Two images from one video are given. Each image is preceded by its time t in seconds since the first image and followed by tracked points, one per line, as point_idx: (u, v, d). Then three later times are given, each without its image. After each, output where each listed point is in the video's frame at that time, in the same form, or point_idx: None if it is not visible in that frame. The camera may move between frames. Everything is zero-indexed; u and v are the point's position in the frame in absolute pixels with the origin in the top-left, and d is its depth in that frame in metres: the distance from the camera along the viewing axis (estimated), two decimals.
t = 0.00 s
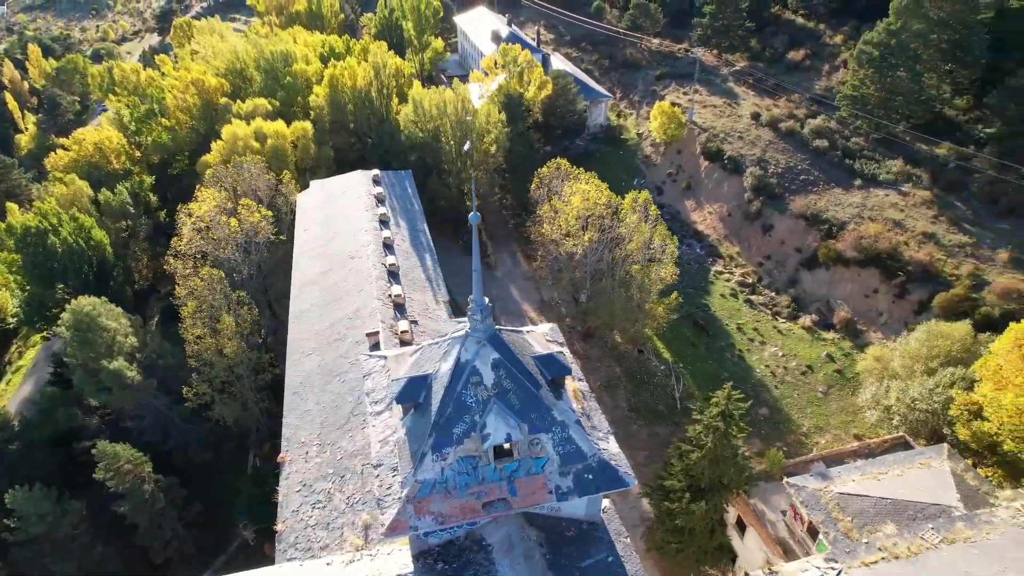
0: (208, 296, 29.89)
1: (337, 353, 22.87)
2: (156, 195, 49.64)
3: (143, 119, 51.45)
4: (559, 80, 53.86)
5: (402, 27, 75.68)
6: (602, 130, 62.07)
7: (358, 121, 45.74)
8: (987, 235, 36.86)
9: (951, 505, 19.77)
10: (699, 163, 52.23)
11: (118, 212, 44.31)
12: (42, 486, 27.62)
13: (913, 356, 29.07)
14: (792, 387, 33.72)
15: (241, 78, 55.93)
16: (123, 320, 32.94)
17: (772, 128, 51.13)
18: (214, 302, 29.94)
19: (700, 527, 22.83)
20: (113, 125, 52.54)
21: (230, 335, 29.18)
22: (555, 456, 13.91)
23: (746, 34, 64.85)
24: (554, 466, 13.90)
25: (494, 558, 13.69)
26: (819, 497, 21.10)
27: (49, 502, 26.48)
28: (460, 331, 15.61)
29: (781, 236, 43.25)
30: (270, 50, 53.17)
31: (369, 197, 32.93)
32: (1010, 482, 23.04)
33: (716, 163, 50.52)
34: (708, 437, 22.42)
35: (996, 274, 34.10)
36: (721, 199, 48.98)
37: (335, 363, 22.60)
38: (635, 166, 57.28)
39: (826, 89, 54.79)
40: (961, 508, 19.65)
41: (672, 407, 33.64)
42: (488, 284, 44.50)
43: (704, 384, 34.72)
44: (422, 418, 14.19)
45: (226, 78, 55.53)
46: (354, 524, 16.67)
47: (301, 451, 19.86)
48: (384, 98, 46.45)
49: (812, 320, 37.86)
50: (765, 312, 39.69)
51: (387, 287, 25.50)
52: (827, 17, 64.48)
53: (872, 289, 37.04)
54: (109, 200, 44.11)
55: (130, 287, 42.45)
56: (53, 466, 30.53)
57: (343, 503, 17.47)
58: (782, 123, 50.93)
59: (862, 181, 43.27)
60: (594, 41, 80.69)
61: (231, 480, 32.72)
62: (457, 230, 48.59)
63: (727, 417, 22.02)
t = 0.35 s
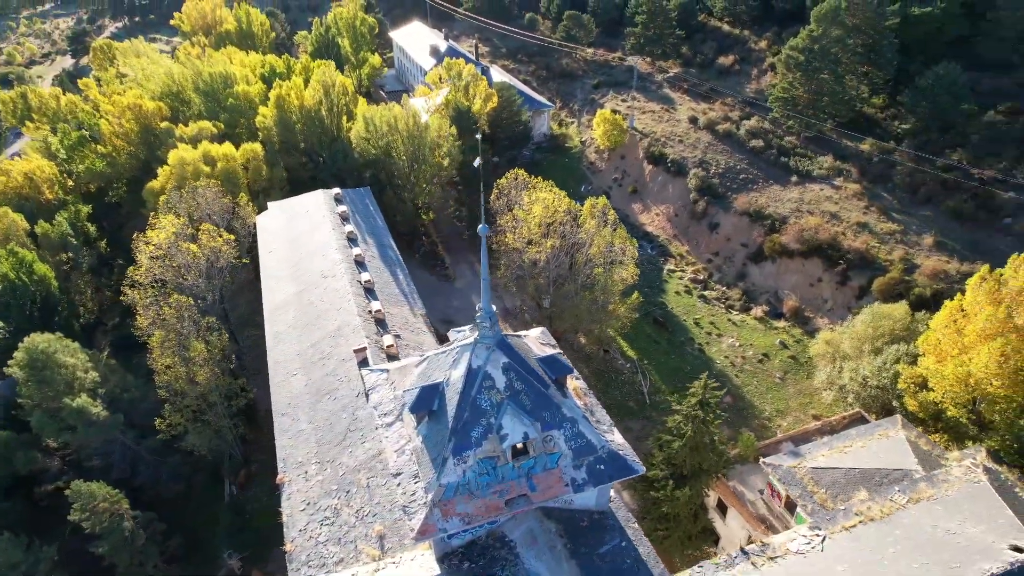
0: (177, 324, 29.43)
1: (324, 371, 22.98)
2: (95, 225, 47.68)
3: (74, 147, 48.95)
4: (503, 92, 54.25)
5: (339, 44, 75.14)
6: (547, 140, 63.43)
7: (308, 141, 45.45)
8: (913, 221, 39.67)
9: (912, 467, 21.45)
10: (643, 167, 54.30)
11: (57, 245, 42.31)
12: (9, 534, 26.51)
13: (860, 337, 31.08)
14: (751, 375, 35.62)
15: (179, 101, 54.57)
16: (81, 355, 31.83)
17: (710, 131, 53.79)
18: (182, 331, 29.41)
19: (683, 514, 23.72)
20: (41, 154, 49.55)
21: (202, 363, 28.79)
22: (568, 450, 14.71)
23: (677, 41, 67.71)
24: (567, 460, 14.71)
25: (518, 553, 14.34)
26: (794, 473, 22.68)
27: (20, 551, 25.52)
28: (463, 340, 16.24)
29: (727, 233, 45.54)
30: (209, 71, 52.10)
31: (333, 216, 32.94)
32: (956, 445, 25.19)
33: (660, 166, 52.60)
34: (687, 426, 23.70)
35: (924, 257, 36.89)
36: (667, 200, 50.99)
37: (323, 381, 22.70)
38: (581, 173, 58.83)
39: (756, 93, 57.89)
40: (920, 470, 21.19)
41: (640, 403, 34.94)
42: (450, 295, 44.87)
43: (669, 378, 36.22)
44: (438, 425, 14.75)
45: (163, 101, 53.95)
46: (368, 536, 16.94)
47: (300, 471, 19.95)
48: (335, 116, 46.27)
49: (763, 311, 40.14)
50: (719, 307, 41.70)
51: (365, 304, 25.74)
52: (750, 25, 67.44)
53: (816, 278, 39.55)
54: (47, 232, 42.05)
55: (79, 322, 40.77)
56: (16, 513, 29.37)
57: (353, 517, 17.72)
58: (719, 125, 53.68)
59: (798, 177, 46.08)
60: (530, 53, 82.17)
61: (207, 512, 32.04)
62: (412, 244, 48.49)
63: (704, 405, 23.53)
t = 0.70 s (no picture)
0: (149, 355, 28.98)
1: (313, 391, 23.13)
2: (32, 259, 45.25)
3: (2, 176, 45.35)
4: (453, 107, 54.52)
5: (278, 65, 74.24)
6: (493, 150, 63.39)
7: (261, 164, 44.90)
8: (848, 216, 42.54)
9: (875, 441, 23.27)
10: (591, 176, 56.08)
11: None
12: None
13: (813, 326, 33.24)
14: (712, 368, 37.48)
15: (117, 127, 52.88)
16: (41, 393, 30.64)
17: (653, 138, 56.12)
18: (154, 362, 28.92)
19: (660, 502, 24.05)
20: None
21: (176, 393, 28.29)
22: (578, 445, 15.55)
23: (614, 53, 70.36)
24: (577, 454, 15.55)
25: (540, 546, 15.09)
26: (769, 456, 24.16)
27: None
28: (467, 348, 16.94)
29: (677, 235, 47.65)
30: (148, 95, 50.55)
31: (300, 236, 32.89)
32: (907, 418, 27.13)
33: (608, 174, 54.38)
34: (668, 420, 25.02)
35: (862, 248, 39.60)
36: (617, 207, 52.75)
37: (313, 401, 22.87)
38: (531, 184, 60.06)
39: (693, 101, 60.64)
40: (882, 443, 23.09)
41: (612, 402, 36.04)
42: (413, 310, 45.02)
43: (636, 377, 37.61)
44: (453, 431, 15.39)
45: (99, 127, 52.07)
46: (382, 546, 17.30)
47: (301, 490, 20.10)
48: (289, 136, 45.85)
49: (718, 308, 42.22)
50: (675, 306, 43.53)
51: (346, 321, 25.91)
52: (682, 36, 70.88)
53: (765, 274, 41.99)
54: None
55: (26, 360, 38.06)
56: None
57: (364, 529, 18.05)
58: (661, 133, 56.09)
59: (739, 179, 48.66)
60: (470, 67, 82.88)
61: (183, 545, 31.11)
62: (370, 261, 48.59)
63: (682, 398, 24.95)
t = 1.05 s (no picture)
0: (125, 386, 28.31)
1: (307, 411, 23.40)
2: None
3: None
4: (406, 125, 54.53)
5: (220, 87, 72.92)
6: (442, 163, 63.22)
7: (217, 188, 44.25)
8: (791, 216, 45.28)
9: (839, 422, 25.11)
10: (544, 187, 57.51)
11: None
12: None
13: (770, 321, 35.36)
14: (677, 366, 39.30)
15: (55, 155, 50.48)
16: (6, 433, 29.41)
17: (602, 149, 58.12)
18: (130, 392, 28.40)
19: (648, 496, 25.45)
20: None
21: (156, 423, 27.82)
22: (586, 441, 16.55)
23: (556, 68, 71.94)
24: (585, 450, 16.55)
25: (558, 538, 15.94)
26: (745, 444, 25.85)
27: None
28: (472, 357, 17.75)
29: (632, 241, 49.50)
30: (90, 122, 48.64)
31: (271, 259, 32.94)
32: (863, 400, 29.40)
33: (560, 185, 55.95)
34: (648, 416, 26.40)
35: (807, 245, 42.27)
36: (572, 216, 54.24)
37: (308, 420, 23.13)
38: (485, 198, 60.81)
39: (636, 112, 63.02)
40: (846, 423, 24.95)
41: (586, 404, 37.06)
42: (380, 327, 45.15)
43: (605, 379, 38.91)
44: (469, 436, 16.18)
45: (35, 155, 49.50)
46: (398, 554, 17.81)
47: (307, 508, 20.38)
48: (246, 158, 45.35)
49: (677, 308, 44.21)
50: (637, 309, 45.25)
51: (331, 340, 26.19)
52: (621, 49, 73.45)
53: (719, 274, 44.24)
54: None
55: None
56: None
57: (377, 540, 18.52)
58: (609, 143, 58.13)
59: (688, 185, 51.04)
60: (414, 84, 83.03)
61: None
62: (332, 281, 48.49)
63: (662, 393, 26.33)
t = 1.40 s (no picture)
0: (105, 419, 27.79)
1: (303, 430, 23.69)
2: None
3: None
4: (361, 145, 54.72)
5: (163, 112, 72.10)
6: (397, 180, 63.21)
7: (175, 214, 43.53)
8: (740, 220, 47.92)
9: (806, 409, 26.90)
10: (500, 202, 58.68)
11: None
12: None
13: (730, 319, 37.40)
14: (645, 366, 41.06)
15: None
16: None
17: (554, 162, 59.83)
18: (108, 426, 27.85)
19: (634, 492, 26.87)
20: None
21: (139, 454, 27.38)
22: (591, 438, 17.64)
23: (503, 84, 72.94)
24: (592, 446, 17.65)
25: (573, 529, 16.86)
26: (720, 435, 27.42)
27: None
28: (477, 367, 18.70)
29: (590, 249, 51.12)
30: (28, 151, 46.96)
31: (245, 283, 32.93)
32: (823, 387, 31.60)
33: (517, 200, 56.75)
34: (629, 414, 28.71)
35: (757, 246, 44.87)
36: (528, 228, 55.25)
37: (305, 440, 23.44)
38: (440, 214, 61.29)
39: (585, 125, 64.98)
40: (811, 409, 26.82)
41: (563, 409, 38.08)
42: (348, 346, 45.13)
43: (577, 383, 40.18)
44: (483, 439, 17.04)
45: None
46: (415, 560, 18.40)
47: (315, 525, 20.68)
48: (205, 184, 45.02)
49: (638, 312, 46.09)
50: (600, 315, 46.81)
51: (319, 359, 26.55)
52: (565, 64, 75.41)
53: (676, 278, 46.37)
54: None
55: None
56: None
57: (391, 549, 19.01)
58: (561, 157, 59.91)
59: (640, 195, 53.21)
60: (360, 103, 82.69)
61: None
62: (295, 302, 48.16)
63: (641, 392, 28.71)
